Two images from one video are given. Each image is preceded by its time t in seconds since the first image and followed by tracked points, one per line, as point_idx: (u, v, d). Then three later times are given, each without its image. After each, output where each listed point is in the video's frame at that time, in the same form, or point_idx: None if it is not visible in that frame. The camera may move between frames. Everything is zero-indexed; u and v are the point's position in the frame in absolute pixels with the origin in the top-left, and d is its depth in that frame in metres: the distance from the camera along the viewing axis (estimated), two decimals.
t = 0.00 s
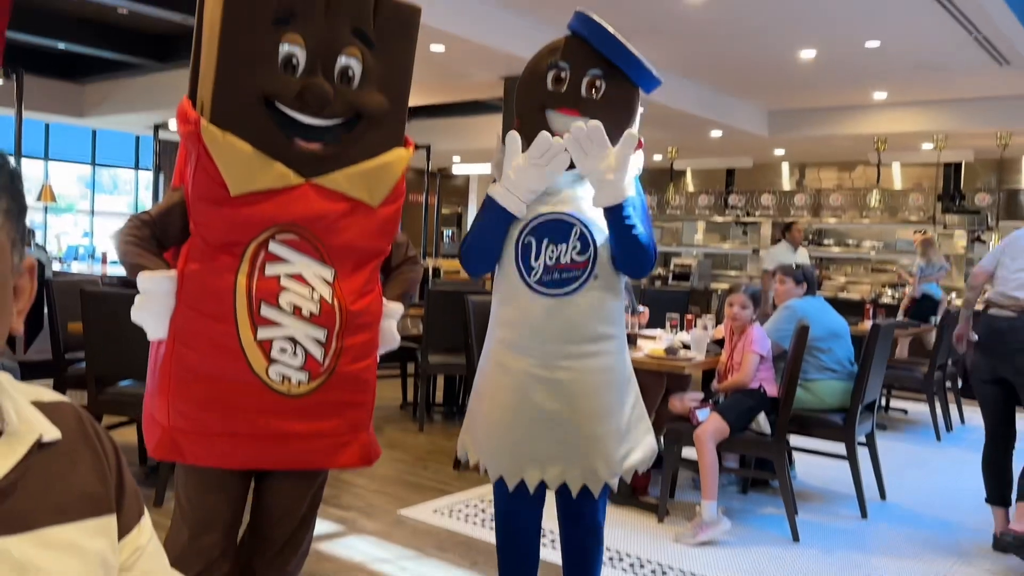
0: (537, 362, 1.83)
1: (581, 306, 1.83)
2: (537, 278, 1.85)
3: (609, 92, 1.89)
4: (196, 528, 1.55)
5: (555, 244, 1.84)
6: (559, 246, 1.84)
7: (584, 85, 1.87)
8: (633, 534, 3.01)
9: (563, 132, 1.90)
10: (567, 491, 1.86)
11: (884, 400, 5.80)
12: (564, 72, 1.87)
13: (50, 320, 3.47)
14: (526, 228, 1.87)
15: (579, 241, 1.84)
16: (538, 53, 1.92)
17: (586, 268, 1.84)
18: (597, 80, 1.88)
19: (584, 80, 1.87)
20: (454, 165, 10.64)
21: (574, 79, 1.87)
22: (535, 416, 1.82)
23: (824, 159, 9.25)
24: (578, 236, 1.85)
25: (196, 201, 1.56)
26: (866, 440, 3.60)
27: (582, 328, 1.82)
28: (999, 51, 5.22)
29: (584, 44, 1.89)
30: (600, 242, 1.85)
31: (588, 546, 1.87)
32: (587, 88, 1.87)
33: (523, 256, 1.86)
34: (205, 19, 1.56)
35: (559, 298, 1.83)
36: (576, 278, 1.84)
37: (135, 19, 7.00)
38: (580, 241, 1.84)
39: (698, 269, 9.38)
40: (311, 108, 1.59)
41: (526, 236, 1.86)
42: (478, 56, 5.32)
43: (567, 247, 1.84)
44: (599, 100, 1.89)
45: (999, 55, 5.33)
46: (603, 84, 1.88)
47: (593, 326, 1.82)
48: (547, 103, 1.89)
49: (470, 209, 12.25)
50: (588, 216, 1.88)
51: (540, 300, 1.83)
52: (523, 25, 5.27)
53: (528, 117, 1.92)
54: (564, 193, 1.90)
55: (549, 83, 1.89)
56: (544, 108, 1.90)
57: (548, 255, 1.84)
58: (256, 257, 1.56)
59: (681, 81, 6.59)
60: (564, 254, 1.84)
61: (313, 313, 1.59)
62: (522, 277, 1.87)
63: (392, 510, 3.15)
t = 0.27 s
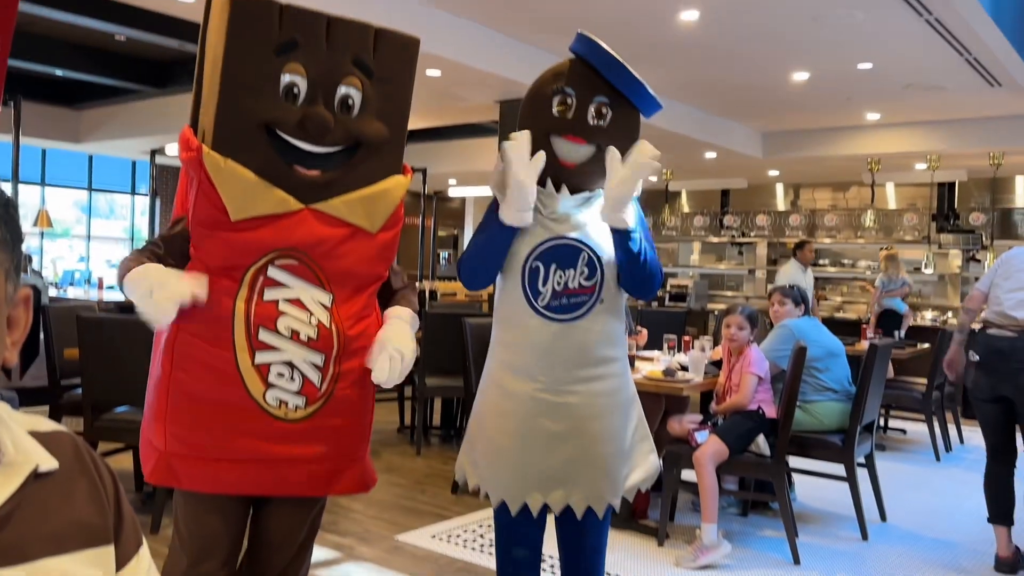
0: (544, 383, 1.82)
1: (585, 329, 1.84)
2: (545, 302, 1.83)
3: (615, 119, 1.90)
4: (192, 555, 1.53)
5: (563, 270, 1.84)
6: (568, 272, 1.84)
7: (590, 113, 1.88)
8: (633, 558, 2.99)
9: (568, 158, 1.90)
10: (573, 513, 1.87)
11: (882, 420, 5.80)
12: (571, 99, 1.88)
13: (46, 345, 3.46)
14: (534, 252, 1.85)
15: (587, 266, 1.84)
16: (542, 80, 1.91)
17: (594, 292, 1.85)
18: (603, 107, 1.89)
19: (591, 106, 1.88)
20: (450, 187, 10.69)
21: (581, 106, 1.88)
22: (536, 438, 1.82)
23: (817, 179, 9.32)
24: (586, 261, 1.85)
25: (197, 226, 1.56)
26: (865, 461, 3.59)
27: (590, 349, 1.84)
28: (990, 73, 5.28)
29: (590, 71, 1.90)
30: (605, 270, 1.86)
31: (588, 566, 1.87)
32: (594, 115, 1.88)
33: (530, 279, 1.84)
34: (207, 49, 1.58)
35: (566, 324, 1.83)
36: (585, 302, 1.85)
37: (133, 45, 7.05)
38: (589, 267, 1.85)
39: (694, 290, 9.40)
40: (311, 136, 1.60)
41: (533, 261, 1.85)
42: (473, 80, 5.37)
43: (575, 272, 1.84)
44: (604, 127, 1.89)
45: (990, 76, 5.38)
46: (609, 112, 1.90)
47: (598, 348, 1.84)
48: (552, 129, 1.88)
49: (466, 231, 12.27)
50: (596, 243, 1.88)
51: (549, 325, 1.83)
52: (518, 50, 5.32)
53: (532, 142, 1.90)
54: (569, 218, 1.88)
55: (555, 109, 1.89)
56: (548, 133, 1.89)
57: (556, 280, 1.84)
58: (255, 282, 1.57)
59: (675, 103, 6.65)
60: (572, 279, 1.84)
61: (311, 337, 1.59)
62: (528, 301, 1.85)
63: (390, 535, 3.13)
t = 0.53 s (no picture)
0: (579, 410, 1.83)
1: (618, 357, 1.89)
2: (579, 329, 1.84)
3: (637, 155, 1.95)
4: None
5: (597, 296, 1.86)
6: (601, 298, 1.87)
7: (616, 146, 1.91)
8: None
9: (593, 191, 1.91)
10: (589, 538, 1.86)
11: (880, 439, 5.78)
12: (599, 132, 1.89)
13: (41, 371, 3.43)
14: (566, 280, 1.84)
15: (618, 291, 1.90)
16: (567, 107, 1.90)
17: (622, 318, 1.90)
18: (628, 141, 1.93)
19: (617, 141, 1.91)
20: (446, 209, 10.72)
21: (608, 140, 1.90)
22: (575, 464, 1.81)
23: (812, 199, 9.37)
24: (617, 287, 1.90)
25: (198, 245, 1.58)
26: (865, 481, 3.57)
27: (616, 376, 1.87)
28: (983, 93, 5.34)
29: (615, 105, 1.92)
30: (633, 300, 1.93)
31: None
32: (620, 149, 1.92)
33: (563, 306, 1.84)
34: (217, 70, 1.61)
35: (600, 350, 1.86)
36: (614, 328, 1.89)
37: (129, 70, 7.08)
38: (619, 293, 1.90)
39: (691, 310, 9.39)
40: (316, 160, 1.63)
41: (567, 288, 1.84)
42: (468, 103, 5.40)
43: (608, 299, 1.88)
44: (628, 162, 1.93)
45: (982, 96, 5.42)
46: (633, 146, 1.94)
47: (624, 374, 1.88)
48: (578, 161, 1.88)
49: (461, 253, 12.28)
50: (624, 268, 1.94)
51: (584, 351, 1.84)
52: (513, 72, 5.36)
53: (554, 168, 1.88)
54: (597, 243, 1.89)
55: (583, 141, 1.88)
56: (575, 165, 1.89)
57: (590, 306, 1.85)
58: (248, 302, 1.57)
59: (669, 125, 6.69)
60: (605, 305, 1.87)
61: (305, 357, 1.59)
62: (561, 327, 1.84)
63: (387, 561, 3.09)
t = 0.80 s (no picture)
0: (593, 435, 1.84)
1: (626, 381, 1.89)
2: (590, 352, 1.83)
3: (645, 182, 1.98)
4: None
5: (606, 319, 1.85)
6: (610, 322, 1.86)
7: (627, 174, 1.93)
8: None
9: (603, 217, 1.93)
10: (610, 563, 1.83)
11: (877, 454, 5.77)
12: (611, 160, 1.91)
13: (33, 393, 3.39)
14: (577, 303, 1.82)
15: (626, 315, 1.89)
16: (579, 135, 1.91)
17: (629, 342, 1.90)
18: (638, 169, 1.95)
19: (628, 169, 1.93)
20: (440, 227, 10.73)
21: (619, 167, 1.91)
22: (593, 487, 1.80)
23: (804, 214, 9.42)
24: (624, 310, 1.89)
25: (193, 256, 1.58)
26: (862, 497, 3.56)
27: (631, 399, 1.89)
28: (973, 108, 5.39)
29: (626, 133, 1.94)
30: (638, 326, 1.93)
31: None
32: (630, 177, 1.93)
33: (574, 330, 1.82)
34: (222, 86, 1.62)
35: (609, 373, 1.86)
36: (621, 352, 1.88)
37: (123, 90, 7.09)
38: (627, 316, 1.89)
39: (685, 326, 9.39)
40: (315, 178, 1.63)
41: (578, 311, 1.82)
42: (462, 121, 5.42)
43: (617, 322, 1.87)
44: (637, 189, 1.96)
45: (972, 111, 5.46)
46: (642, 175, 1.96)
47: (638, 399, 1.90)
48: (591, 189, 1.90)
49: (455, 271, 12.28)
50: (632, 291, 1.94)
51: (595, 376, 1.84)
52: (507, 91, 5.39)
53: (566, 197, 1.90)
54: (604, 266, 1.89)
55: (596, 168, 1.90)
56: (586, 192, 1.90)
57: (600, 330, 1.84)
58: (237, 316, 1.57)
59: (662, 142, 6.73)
60: (614, 328, 1.86)
61: (293, 373, 1.58)
62: (571, 350, 1.83)
63: None
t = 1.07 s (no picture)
0: (570, 445, 1.79)
1: (608, 390, 1.84)
2: (569, 362, 1.80)
3: (630, 188, 1.91)
4: None
5: (586, 329, 1.81)
6: (591, 331, 1.82)
7: (608, 180, 1.87)
8: None
9: (585, 224, 1.88)
10: None
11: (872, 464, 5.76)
12: (590, 166, 1.86)
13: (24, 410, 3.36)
14: (555, 312, 1.80)
15: (609, 323, 1.84)
16: (559, 142, 1.88)
17: (613, 351, 1.85)
18: (620, 174, 1.89)
19: (609, 173, 1.87)
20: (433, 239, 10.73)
21: (599, 172, 1.86)
22: (566, 501, 1.77)
23: (796, 225, 9.47)
24: (607, 320, 1.84)
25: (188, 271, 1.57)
26: (858, 507, 3.55)
27: (617, 409, 1.84)
28: (963, 118, 5.43)
29: (606, 137, 1.89)
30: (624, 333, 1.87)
31: None
32: (611, 182, 1.88)
33: (552, 339, 1.80)
34: (216, 98, 1.61)
35: (591, 383, 1.82)
36: (605, 361, 1.84)
37: (115, 105, 7.08)
38: (610, 324, 1.84)
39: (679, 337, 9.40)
40: (310, 192, 1.63)
41: (556, 320, 1.80)
42: (455, 134, 5.43)
43: (598, 331, 1.82)
44: (620, 196, 1.89)
45: (963, 121, 5.50)
46: (625, 179, 1.90)
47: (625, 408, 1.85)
48: (570, 196, 1.86)
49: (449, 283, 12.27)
50: (617, 301, 1.89)
51: (574, 386, 1.80)
52: (499, 103, 5.40)
53: (544, 205, 1.87)
54: (586, 276, 1.85)
55: (575, 175, 1.86)
56: (565, 199, 1.87)
57: (580, 339, 1.81)
58: (232, 330, 1.56)
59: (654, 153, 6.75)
60: (595, 337, 1.82)
61: (290, 387, 1.58)
62: (551, 360, 1.81)
63: None
